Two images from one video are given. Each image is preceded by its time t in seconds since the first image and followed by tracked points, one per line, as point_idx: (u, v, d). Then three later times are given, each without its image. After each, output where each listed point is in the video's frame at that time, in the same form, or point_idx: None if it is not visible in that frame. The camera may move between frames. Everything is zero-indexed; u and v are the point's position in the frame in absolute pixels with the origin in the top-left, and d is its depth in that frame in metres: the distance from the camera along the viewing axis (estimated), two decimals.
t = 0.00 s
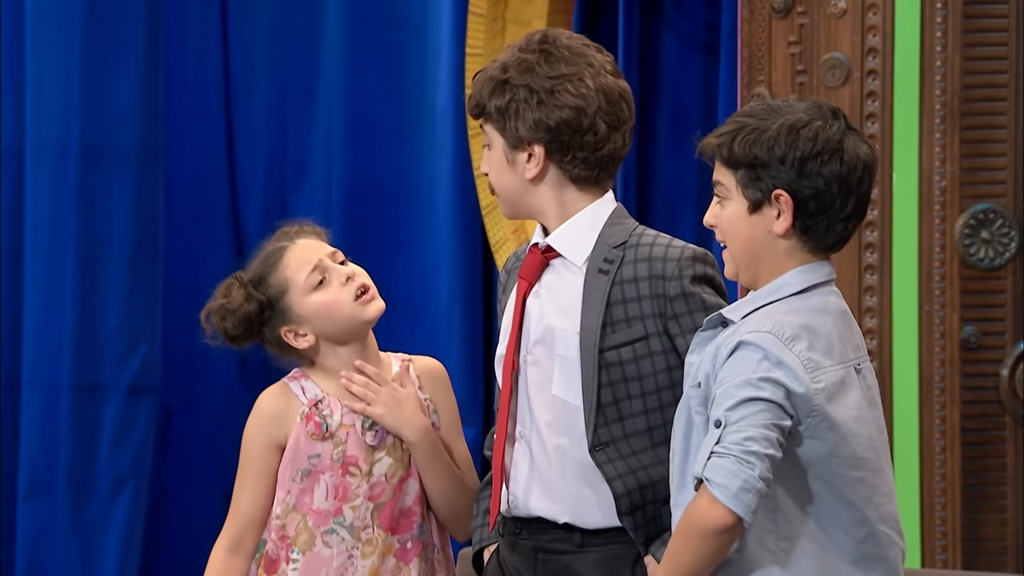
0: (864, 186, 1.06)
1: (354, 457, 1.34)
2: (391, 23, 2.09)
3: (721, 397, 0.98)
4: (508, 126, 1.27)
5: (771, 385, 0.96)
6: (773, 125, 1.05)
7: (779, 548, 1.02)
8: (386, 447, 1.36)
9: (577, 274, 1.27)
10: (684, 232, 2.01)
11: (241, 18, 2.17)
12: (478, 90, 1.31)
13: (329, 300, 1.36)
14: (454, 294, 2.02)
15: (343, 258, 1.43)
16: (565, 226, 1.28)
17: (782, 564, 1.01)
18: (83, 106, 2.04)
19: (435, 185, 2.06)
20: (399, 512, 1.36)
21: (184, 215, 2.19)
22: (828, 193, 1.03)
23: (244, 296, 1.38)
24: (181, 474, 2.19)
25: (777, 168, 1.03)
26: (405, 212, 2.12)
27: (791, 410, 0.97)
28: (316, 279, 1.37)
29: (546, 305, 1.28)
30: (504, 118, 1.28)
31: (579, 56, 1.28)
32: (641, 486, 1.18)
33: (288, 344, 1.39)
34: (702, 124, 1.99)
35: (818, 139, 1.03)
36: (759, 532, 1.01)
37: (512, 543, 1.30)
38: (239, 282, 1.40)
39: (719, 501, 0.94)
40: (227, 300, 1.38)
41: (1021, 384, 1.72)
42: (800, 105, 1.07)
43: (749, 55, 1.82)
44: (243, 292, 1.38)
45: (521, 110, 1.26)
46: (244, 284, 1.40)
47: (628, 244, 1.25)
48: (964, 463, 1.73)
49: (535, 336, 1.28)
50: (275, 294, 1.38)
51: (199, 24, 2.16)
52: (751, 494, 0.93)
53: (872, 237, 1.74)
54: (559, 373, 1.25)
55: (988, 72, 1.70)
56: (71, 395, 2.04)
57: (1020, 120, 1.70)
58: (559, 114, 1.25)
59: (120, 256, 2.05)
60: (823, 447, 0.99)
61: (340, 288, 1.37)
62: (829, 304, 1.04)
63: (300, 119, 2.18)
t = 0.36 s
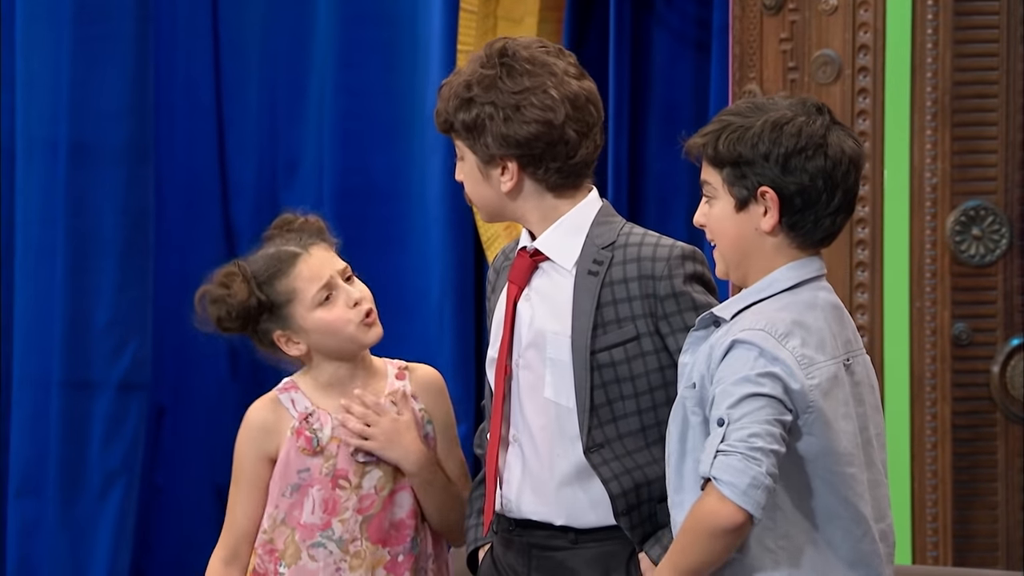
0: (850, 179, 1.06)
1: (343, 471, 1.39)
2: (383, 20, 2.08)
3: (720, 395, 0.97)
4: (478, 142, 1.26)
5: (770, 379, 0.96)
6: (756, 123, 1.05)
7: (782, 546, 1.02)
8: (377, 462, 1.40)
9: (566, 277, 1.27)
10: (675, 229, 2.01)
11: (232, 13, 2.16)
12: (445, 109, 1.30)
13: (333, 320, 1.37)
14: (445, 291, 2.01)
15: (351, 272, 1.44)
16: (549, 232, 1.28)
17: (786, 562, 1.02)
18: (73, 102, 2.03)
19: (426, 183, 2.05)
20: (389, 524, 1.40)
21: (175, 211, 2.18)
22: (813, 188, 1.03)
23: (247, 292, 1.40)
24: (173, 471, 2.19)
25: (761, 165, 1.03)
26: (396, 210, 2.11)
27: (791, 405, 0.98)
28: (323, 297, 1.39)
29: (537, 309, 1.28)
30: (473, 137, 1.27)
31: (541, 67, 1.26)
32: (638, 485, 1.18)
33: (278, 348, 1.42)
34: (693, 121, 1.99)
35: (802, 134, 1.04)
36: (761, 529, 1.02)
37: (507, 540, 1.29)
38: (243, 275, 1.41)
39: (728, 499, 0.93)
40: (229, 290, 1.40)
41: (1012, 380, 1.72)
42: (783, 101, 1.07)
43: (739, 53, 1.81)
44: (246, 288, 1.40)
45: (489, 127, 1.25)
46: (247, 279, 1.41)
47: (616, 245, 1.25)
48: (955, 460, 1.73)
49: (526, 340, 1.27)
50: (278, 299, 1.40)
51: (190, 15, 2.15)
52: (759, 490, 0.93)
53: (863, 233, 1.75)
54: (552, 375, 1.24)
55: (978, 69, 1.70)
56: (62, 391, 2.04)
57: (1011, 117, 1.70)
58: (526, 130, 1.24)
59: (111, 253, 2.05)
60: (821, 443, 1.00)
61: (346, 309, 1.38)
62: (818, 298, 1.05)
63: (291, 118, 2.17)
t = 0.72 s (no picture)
0: (841, 175, 1.06)
1: (301, 453, 1.35)
2: (378, 18, 2.08)
3: (710, 394, 0.97)
4: (465, 146, 1.26)
5: (759, 378, 0.96)
6: (745, 121, 1.05)
7: (773, 544, 1.02)
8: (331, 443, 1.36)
9: (559, 277, 1.27)
10: (670, 227, 2.01)
11: (227, 10, 2.16)
12: (431, 114, 1.30)
13: (289, 302, 1.35)
14: (440, 288, 2.01)
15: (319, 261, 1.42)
16: (540, 232, 1.27)
17: (776, 561, 1.02)
18: (67, 98, 2.02)
19: (421, 178, 2.05)
20: (354, 508, 1.37)
21: (168, 208, 2.18)
22: (804, 184, 1.04)
23: (210, 254, 1.37)
24: (169, 468, 2.19)
25: (752, 163, 1.04)
26: (391, 207, 2.11)
27: (780, 403, 0.97)
28: (284, 276, 1.36)
29: (531, 309, 1.27)
30: (460, 142, 1.27)
31: (523, 68, 1.26)
32: (632, 483, 1.18)
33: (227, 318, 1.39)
34: (688, 118, 1.99)
35: (792, 131, 1.04)
36: (752, 529, 1.02)
37: (501, 538, 1.29)
38: (211, 237, 1.38)
39: (716, 496, 0.93)
40: (193, 248, 1.38)
41: (1006, 377, 1.71)
42: (772, 99, 1.08)
43: (735, 49, 1.82)
44: (211, 250, 1.37)
45: (475, 131, 1.25)
46: (214, 243, 1.38)
47: (608, 244, 1.25)
48: (949, 457, 1.74)
49: (520, 340, 1.27)
50: (240, 269, 1.38)
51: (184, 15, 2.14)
52: (747, 488, 0.93)
53: (858, 231, 1.75)
54: (545, 375, 1.24)
55: (973, 66, 1.70)
56: (56, 388, 2.03)
57: (1006, 114, 1.69)
58: (513, 132, 1.24)
59: (105, 251, 2.04)
60: (812, 441, 1.00)
61: (303, 295, 1.36)
62: (810, 295, 1.05)
63: (285, 114, 2.17)
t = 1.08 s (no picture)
0: (839, 173, 1.06)
1: (243, 449, 1.31)
2: (379, 16, 2.08)
3: (716, 395, 0.97)
4: (481, 136, 1.26)
5: (767, 377, 0.96)
6: (743, 120, 1.05)
7: (776, 544, 1.01)
8: (277, 441, 1.32)
9: (567, 275, 1.27)
10: (671, 225, 2.01)
11: (229, 8, 2.15)
12: (443, 104, 1.29)
13: (243, 300, 1.31)
14: (441, 287, 2.01)
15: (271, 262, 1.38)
16: (549, 228, 1.28)
17: (780, 561, 1.01)
18: (68, 97, 2.02)
19: (422, 176, 2.05)
20: (295, 508, 1.31)
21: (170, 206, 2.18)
22: (803, 183, 1.04)
23: (166, 248, 1.32)
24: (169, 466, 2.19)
25: (750, 162, 1.04)
26: (392, 205, 2.11)
27: (787, 402, 0.97)
28: (239, 274, 1.33)
29: (537, 307, 1.27)
30: (475, 131, 1.26)
31: (542, 62, 1.27)
32: (639, 480, 1.18)
33: (179, 314, 1.35)
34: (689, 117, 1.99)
35: (789, 130, 1.04)
36: (757, 529, 1.02)
37: (506, 535, 1.29)
38: (166, 231, 1.34)
39: (727, 498, 0.93)
40: (148, 241, 1.33)
41: (1007, 376, 1.71)
42: (769, 98, 1.08)
43: (736, 48, 1.82)
44: (166, 244, 1.33)
45: (492, 121, 1.25)
46: (169, 238, 1.34)
47: (615, 242, 1.25)
48: (950, 455, 1.74)
49: (526, 338, 1.27)
50: (194, 265, 1.33)
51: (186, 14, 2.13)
52: (759, 489, 0.92)
53: (859, 229, 1.75)
54: (550, 373, 1.24)
55: (974, 64, 1.70)
56: (56, 386, 2.03)
57: (1007, 112, 1.69)
58: (531, 124, 1.24)
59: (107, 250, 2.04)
60: (817, 440, 1.00)
61: (257, 294, 1.32)
62: (810, 293, 1.05)
63: (287, 112, 2.17)
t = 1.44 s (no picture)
0: (841, 174, 1.06)
1: (241, 444, 1.25)
2: (383, 15, 2.08)
3: (727, 396, 0.97)
4: (497, 131, 1.26)
5: (778, 379, 0.96)
6: (744, 122, 1.06)
7: (781, 547, 1.02)
8: (272, 440, 1.27)
9: (577, 274, 1.27)
10: (674, 224, 2.01)
11: (232, 8, 2.15)
12: (459, 97, 1.30)
13: (243, 297, 1.26)
14: (444, 288, 2.01)
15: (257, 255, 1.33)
16: (559, 228, 1.28)
17: (784, 563, 1.02)
18: (72, 96, 2.03)
19: (426, 176, 2.05)
20: (280, 508, 1.28)
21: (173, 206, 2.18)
22: (804, 184, 1.04)
23: (153, 271, 1.26)
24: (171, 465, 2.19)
25: (751, 163, 1.04)
26: (395, 205, 2.11)
27: (798, 404, 0.97)
28: (232, 275, 1.27)
29: (546, 306, 1.27)
30: (492, 125, 1.27)
31: (562, 57, 1.28)
32: (646, 479, 1.19)
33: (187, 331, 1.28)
34: (692, 117, 1.99)
35: (790, 131, 1.04)
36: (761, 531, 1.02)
37: (510, 534, 1.29)
38: (149, 254, 1.28)
39: (736, 500, 0.93)
40: (134, 269, 1.27)
41: (1010, 375, 1.72)
42: (771, 99, 1.08)
43: (739, 47, 1.82)
44: (152, 267, 1.27)
45: (509, 115, 1.25)
46: (154, 260, 1.27)
47: (626, 242, 1.25)
48: (953, 455, 1.74)
49: (535, 336, 1.27)
50: (185, 279, 1.27)
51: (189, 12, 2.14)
52: (768, 492, 0.93)
53: (862, 228, 1.75)
54: (558, 373, 1.24)
55: (977, 64, 1.69)
56: (60, 385, 2.03)
57: (1009, 112, 1.69)
58: (548, 119, 1.25)
59: (110, 250, 2.04)
60: (827, 443, 1.00)
61: (255, 287, 1.27)
62: (819, 295, 1.05)
63: (291, 112, 2.17)
